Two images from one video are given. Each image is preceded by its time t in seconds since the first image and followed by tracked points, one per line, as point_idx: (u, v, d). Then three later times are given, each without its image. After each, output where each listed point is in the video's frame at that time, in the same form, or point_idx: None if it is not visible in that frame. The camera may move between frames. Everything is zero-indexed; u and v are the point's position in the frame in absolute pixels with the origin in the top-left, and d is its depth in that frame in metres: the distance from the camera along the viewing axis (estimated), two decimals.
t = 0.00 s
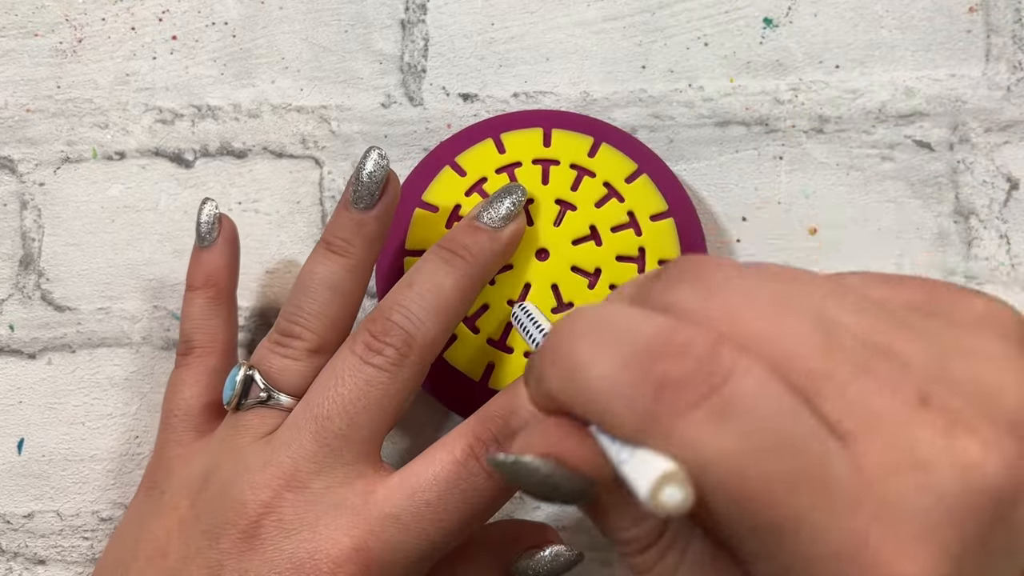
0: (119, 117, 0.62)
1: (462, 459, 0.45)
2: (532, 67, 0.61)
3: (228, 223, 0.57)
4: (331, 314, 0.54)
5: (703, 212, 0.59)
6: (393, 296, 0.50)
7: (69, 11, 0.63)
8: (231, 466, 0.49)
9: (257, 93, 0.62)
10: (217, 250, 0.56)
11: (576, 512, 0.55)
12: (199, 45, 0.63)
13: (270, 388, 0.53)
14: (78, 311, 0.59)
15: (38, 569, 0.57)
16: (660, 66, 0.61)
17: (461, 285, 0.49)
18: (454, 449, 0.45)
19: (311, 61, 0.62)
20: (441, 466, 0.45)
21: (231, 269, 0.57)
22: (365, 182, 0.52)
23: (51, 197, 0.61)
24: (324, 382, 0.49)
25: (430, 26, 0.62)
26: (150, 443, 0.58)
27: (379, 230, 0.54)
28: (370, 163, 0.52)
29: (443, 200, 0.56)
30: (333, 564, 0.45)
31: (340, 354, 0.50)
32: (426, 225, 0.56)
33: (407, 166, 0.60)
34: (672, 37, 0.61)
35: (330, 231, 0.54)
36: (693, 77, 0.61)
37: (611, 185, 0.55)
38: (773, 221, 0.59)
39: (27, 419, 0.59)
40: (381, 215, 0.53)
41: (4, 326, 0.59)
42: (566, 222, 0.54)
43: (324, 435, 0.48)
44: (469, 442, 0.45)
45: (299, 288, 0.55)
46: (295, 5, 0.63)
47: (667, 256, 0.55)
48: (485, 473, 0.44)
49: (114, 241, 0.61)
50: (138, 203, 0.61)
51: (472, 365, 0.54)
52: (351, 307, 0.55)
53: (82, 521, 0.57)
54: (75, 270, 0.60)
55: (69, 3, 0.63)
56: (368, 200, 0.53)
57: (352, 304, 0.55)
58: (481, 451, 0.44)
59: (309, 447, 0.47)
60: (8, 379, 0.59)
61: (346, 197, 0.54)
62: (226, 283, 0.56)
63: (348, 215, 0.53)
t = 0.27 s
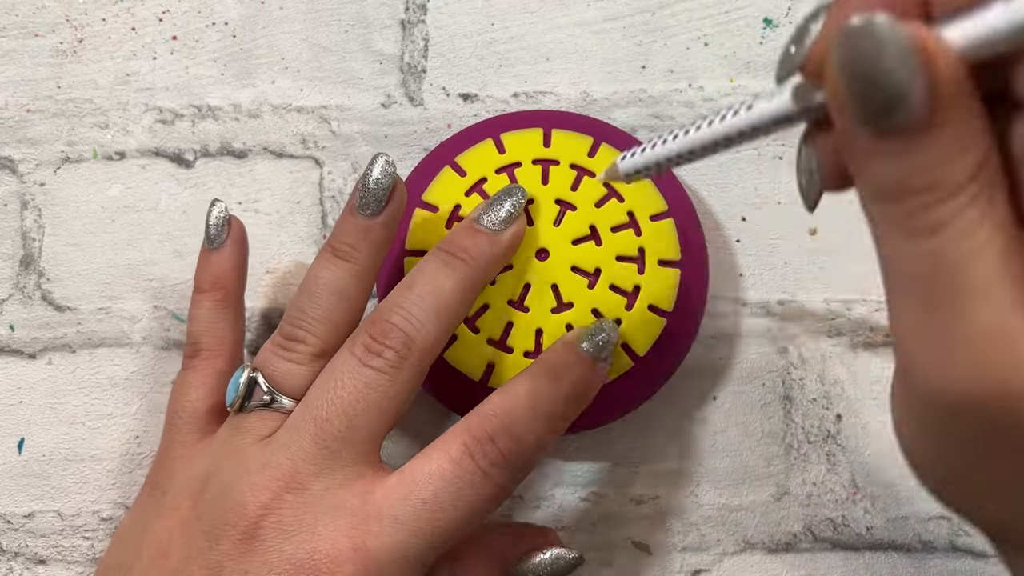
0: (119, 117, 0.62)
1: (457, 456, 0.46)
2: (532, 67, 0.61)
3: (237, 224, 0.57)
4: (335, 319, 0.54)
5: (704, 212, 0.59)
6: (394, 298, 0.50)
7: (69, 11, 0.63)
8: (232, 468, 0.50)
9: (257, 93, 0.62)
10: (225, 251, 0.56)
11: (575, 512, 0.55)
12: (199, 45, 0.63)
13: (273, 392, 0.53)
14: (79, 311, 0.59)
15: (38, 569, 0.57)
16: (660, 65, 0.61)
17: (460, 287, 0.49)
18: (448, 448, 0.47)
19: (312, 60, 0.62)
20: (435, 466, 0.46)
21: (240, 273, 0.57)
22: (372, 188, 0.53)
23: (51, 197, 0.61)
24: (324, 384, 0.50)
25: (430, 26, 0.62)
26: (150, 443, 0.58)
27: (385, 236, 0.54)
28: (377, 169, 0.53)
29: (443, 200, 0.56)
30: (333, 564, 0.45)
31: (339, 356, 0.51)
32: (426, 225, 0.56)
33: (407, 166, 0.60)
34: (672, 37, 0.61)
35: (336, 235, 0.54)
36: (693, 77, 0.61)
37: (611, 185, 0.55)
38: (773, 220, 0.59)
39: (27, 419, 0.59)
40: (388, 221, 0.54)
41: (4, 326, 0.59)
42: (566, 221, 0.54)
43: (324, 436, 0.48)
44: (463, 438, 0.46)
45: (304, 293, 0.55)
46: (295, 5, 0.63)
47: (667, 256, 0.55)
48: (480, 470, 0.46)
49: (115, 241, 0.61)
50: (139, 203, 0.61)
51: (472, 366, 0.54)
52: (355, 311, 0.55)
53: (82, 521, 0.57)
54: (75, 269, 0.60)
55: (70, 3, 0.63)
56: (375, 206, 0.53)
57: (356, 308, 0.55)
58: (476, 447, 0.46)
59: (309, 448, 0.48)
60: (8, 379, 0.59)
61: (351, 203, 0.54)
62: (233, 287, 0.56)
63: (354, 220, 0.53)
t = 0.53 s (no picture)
0: (119, 117, 0.62)
1: (452, 430, 0.48)
2: (532, 67, 0.61)
3: (223, 229, 0.57)
4: (336, 320, 0.54)
5: (704, 212, 0.59)
6: (394, 298, 0.51)
7: (69, 12, 0.63)
8: (236, 465, 0.51)
9: (257, 93, 0.62)
10: (213, 257, 0.57)
11: (576, 512, 0.55)
12: (199, 45, 0.63)
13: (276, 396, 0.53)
14: (79, 311, 0.59)
15: (38, 569, 0.57)
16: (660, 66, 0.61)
17: (460, 286, 0.50)
18: (441, 424, 0.48)
19: (312, 60, 0.62)
20: (430, 443, 0.48)
21: (229, 278, 0.57)
22: (374, 191, 0.53)
23: (51, 197, 0.61)
24: (326, 382, 0.51)
25: (430, 26, 0.62)
26: (151, 442, 0.58)
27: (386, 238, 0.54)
28: (379, 172, 0.52)
29: (443, 201, 0.56)
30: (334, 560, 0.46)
31: (340, 355, 0.52)
32: (427, 226, 0.56)
33: (407, 166, 0.60)
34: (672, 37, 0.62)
35: (337, 237, 0.54)
36: (693, 77, 0.61)
37: (611, 185, 0.55)
38: (773, 221, 0.59)
39: (27, 419, 0.59)
40: (390, 222, 0.54)
41: (4, 326, 0.59)
42: (567, 220, 0.54)
43: (328, 434, 0.49)
44: (455, 412, 0.48)
45: (304, 296, 0.55)
46: (295, 6, 0.63)
47: (667, 256, 0.55)
48: (475, 442, 0.48)
49: (115, 241, 0.61)
50: (139, 203, 0.61)
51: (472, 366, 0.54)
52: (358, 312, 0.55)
53: (82, 521, 0.57)
54: (75, 269, 0.60)
55: (70, 4, 0.64)
56: (377, 209, 0.53)
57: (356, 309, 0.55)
58: (469, 421, 0.48)
59: (314, 445, 0.49)
60: (8, 379, 0.59)
61: (353, 205, 0.54)
62: (223, 291, 0.57)
63: (355, 222, 0.54)
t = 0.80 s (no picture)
0: (120, 117, 0.62)
1: (443, 422, 0.48)
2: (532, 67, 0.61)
3: (223, 233, 0.58)
4: (322, 312, 0.55)
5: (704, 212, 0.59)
6: (370, 283, 0.52)
7: (69, 12, 0.63)
8: (230, 456, 0.52)
9: (257, 93, 0.62)
10: (212, 259, 0.57)
11: (575, 512, 0.55)
12: (199, 45, 0.63)
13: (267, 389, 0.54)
14: (78, 311, 0.59)
15: (39, 569, 0.57)
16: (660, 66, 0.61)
17: (434, 265, 0.50)
18: (434, 416, 0.48)
19: (312, 60, 0.62)
20: (422, 435, 0.48)
21: (230, 278, 0.57)
22: (350, 182, 0.54)
23: (51, 197, 0.61)
24: (308, 368, 0.51)
25: (430, 26, 0.62)
26: (151, 442, 0.58)
27: (364, 228, 0.55)
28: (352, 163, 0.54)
29: (444, 201, 0.56)
30: (335, 555, 0.46)
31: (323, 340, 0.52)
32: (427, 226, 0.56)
33: (407, 166, 0.60)
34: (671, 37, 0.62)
35: (317, 230, 0.55)
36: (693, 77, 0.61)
37: (611, 185, 0.55)
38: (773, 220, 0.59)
39: (27, 419, 0.59)
40: (366, 212, 0.55)
41: (4, 326, 0.59)
42: (567, 221, 0.54)
43: (311, 420, 0.50)
44: (447, 404, 0.48)
45: (290, 288, 0.56)
46: (296, 6, 0.63)
47: (667, 256, 0.55)
48: (465, 434, 0.47)
49: (115, 241, 0.61)
50: (139, 203, 0.61)
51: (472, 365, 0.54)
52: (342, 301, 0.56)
53: (82, 521, 0.57)
54: (75, 269, 0.60)
55: (70, 4, 0.64)
56: (352, 200, 0.55)
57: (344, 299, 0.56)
58: (461, 413, 0.48)
59: (298, 432, 0.50)
60: (8, 379, 0.59)
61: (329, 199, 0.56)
62: (224, 291, 0.57)
63: (334, 214, 0.55)
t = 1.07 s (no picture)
0: (120, 117, 0.62)
1: (443, 421, 0.48)
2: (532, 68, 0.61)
3: (227, 234, 0.58)
4: (319, 310, 0.55)
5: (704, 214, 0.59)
6: (364, 278, 0.52)
7: (70, 12, 0.63)
8: (230, 455, 0.52)
9: (257, 93, 0.62)
10: (217, 261, 0.57)
11: (575, 512, 0.55)
12: (199, 45, 0.63)
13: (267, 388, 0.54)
14: (79, 311, 0.59)
15: (39, 569, 0.57)
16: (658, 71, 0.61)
17: (426, 259, 0.50)
18: (434, 414, 0.48)
19: (312, 60, 0.62)
20: (422, 434, 0.48)
21: (234, 281, 0.58)
22: (345, 180, 0.55)
23: (51, 197, 0.61)
24: (305, 366, 0.51)
25: (430, 26, 0.62)
26: (152, 442, 0.58)
27: (362, 227, 0.55)
28: (350, 160, 0.55)
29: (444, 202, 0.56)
30: (336, 554, 0.46)
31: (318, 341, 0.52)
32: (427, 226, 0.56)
33: (407, 166, 0.60)
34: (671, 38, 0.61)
35: (315, 229, 0.55)
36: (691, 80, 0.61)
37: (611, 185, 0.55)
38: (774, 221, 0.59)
39: (27, 419, 0.59)
40: (364, 210, 0.55)
41: (4, 326, 0.59)
42: (567, 221, 0.54)
43: (309, 417, 0.50)
44: (448, 404, 0.48)
45: (287, 288, 0.56)
46: (295, 6, 0.63)
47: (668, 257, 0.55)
48: (466, 434, 0.47)
49: (115, 241, 0.61)
50: (139, 203, 0.61)
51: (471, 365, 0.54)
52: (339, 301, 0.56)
53: (82, 521, 0.57)
54: (75, 270, 0.60)
55: (70, 4, 0.64)
56: (350, 197, 0.55)
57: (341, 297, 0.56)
58: (461, 412, 0.47)
59: (297, 430, 0.50)
60: (8, 379, 0.59)
61: (327, 197, 0.56)
62: (228, 293, 0.57)
63: (331, 213, 0.55)
